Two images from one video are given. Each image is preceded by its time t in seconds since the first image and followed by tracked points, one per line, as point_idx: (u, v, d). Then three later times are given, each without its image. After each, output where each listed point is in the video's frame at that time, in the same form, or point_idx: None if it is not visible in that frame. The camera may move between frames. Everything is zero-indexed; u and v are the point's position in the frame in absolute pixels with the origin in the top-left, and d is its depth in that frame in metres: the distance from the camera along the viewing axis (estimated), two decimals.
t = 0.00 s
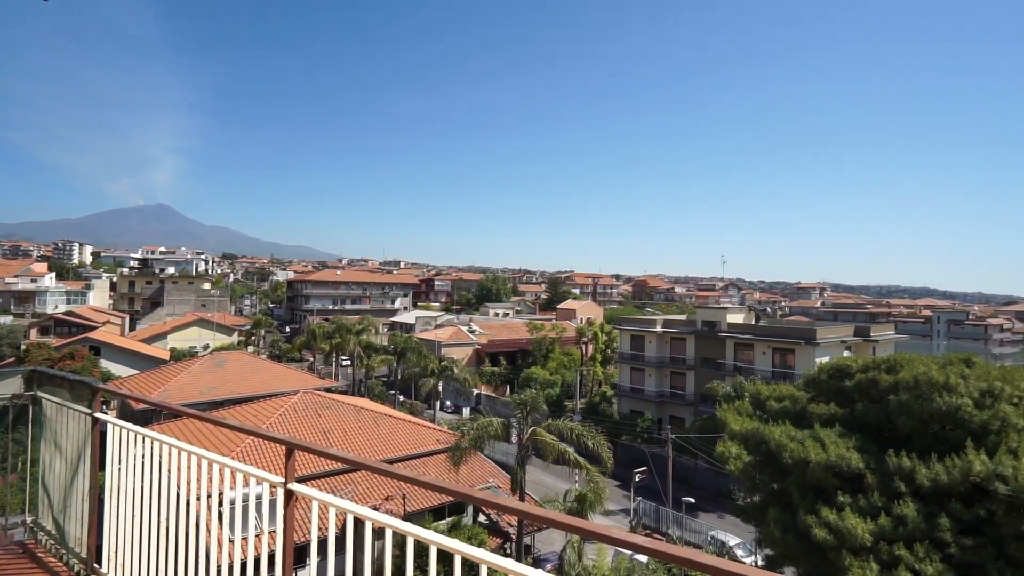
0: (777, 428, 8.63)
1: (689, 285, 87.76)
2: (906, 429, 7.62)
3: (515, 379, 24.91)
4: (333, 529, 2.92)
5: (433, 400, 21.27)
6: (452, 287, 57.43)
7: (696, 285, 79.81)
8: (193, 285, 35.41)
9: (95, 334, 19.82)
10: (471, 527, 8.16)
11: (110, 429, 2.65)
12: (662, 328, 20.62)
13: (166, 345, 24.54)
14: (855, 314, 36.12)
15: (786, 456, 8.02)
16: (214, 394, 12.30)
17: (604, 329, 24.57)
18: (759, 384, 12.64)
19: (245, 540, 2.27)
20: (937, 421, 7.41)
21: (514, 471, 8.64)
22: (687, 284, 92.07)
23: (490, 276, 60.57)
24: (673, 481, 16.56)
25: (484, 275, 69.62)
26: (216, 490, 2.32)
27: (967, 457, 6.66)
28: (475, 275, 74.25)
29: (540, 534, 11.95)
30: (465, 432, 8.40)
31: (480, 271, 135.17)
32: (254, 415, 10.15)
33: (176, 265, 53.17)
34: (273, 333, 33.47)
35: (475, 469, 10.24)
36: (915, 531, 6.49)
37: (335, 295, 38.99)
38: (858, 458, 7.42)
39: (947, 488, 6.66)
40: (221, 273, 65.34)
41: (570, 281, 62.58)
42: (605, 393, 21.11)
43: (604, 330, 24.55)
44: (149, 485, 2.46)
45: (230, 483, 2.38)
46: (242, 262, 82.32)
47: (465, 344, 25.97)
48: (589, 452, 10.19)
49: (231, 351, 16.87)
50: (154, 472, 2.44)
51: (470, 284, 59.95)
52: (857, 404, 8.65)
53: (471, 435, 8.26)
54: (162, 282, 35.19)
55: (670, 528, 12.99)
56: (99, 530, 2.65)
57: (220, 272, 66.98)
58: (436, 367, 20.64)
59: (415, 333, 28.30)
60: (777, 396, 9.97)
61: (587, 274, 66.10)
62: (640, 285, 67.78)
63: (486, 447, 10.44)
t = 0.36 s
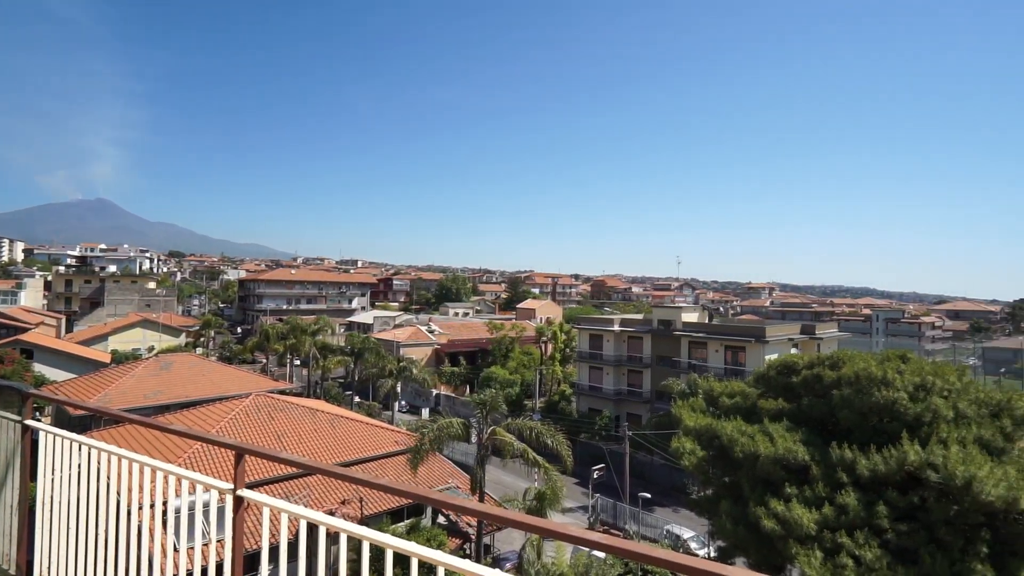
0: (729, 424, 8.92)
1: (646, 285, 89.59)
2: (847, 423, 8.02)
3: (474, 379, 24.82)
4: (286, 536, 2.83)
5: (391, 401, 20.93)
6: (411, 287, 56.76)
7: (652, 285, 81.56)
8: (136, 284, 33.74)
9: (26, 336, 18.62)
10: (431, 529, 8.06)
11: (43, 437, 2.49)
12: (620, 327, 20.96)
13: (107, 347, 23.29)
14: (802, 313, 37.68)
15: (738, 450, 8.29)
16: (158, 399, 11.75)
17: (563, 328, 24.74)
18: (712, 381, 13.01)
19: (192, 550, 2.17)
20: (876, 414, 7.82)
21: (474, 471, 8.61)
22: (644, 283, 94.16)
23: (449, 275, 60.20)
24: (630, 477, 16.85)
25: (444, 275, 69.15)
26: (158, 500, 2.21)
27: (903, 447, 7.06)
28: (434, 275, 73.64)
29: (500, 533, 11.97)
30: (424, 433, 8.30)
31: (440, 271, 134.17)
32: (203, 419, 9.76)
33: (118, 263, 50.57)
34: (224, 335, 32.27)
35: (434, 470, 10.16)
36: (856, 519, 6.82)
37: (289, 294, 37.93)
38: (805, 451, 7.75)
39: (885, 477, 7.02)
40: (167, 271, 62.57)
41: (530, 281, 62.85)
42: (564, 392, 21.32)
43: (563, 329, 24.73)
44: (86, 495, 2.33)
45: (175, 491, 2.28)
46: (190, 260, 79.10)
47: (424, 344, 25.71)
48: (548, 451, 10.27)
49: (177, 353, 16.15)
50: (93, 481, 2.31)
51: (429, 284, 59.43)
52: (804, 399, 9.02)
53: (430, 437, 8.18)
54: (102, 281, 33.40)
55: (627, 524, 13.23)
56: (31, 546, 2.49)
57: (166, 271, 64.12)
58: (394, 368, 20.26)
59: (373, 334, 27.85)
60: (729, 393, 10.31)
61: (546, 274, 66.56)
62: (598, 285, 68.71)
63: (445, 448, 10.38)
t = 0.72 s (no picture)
0: (684, 420, 9.16)
1: (604, 285, 90.90)
2: (795, 418, 8.36)
3: (434, 380, 24.63)
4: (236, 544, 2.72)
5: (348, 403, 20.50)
6: (368, 286, 55.83)
7: (611, 286, 82.85)
8: (75, 284, 31.93)
9: None
10: (390, 532, 7.94)
11: None
12: (579, 326, 21.18)
13: (42, 350, 21.96)
14: (753, 312, 39.02)
15: (692, 446, 8.52)
16: (98, 404, 11.15)
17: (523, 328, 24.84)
18: (668, 378, 13.33)
19: (134, 563, 2.07)
20: (822, 408, 8.18)
21: (433, 473, 8.55)
22: (603, 283, 95.65)
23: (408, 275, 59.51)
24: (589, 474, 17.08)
25: (403, 275, 68.34)
26: (95, 512, 2.09)
27: (845, 440, 7.41)
28: (393, 275, 72.67)
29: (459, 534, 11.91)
30: (383, 436, 8.18)
31: (399, 271, 132.50)
32: (148, 425, 9.33)
33: (53, 262, 47.74)
34: (170, 336, 30.93)
35: (392, 472, 10.03)
36: (803, 510, 7.11)
37: (241, 294, 36.68)
38: (755, 445, 8.03)
39: (830, 469, 7.35)
40: (109, 270, 59.46)
41: (490, 281, 62.82)
42: (524, 391, 21.41)
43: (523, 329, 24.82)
44: (16, 508, 2.19)
45: (113, 502, 2.14)
46: (134, 258, 75.41)
47: (382, 344, 25.33)
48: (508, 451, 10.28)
49: (119, 356, 15.37)
50: (24, 491, 2.18)
51: (387, 284, 58.61)
52: (754, 395, 9.34)
53: (389, 439, 8.05)
54: (36, 280, 31.47)
55: (586, 521, 13.38)
56: None
57: (107, 270, 60.93)
58: (351, 369, 19.88)
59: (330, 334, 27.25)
60: (684, 390, 10.57)
61: (507, 274, 66.68)
62: (558, 285, 69.27)
63: (404, 449, 10.27)
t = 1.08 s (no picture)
0: (641, 418, 9.33)
1: (564, 284, 91.78)
2: (746, 413, 8.64)
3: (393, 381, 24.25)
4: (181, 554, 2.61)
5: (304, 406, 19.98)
6: (325, 286, 54.58)
7: (571, 285, 83.66)
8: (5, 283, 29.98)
9: None
10: (347, 537, 7.79)
11: None
12: (539, 326, 21.31)
13: None
14: (707, 311, 40.16)
15: (649, 442, 8.69)
16: (32, 411, 10.50)
17: (484, 327, 24.78)
18: (626, 377, 13.56)
19: None
20: (771, 404, 8.49)
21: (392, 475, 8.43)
22: (563, 283, 96.34)
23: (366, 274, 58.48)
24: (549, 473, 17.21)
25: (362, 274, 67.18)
26: (27, 525, 1.98)
27: (793, 434, 7.71)
28: (351, 274, 71.31)
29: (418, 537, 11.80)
30: (339, 438, 8.00)
31: (357, 270, 130.13)
32: (87, 432, 8.84)
33: None
34: (112, 338, 29.43)
35: (350, 475, 9.84)
36: (754, 502, 7.37)
37: (190, 294, 35.25)
38: (709, 440, 8.27)
39: (778, 462, 7.63)
40: (44, 269, 56.08)
41: (451, 281, 62.44)
42: (484, 391, 21.37)
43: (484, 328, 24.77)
44: None
45: (46, 515, 2.01)
46: (72, 256, 71.40)
47: (339, 345, 24.81)
48: (468, 451, 10.24)
49: (55, 360, 14.51)
50: None
51: (345, 284, 57.47)
52: (708, 392, 9.60)
53: (346, 442, 7.88)
54: None
55: (545, 519, 13.47)
56: None
57: (42, 268, 57.44)
58: (306, 371, 19.33)
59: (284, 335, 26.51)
60: (641, 387, 10.76)
61: (467, 274, 66.44)
62: (518, 284, 69.45)
63: (362, 452, 10.09)
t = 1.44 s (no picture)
0: (600, 416, 9.45)
1: (525, 284, 92.15)
2: (701, 409, 8.88)
3: (351, 382, 23.81)
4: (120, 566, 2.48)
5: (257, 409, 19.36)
6: (279, 286, 53.09)
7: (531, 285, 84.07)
8: None
9: None
10: (303, 542, 7.60)
11: None
12: (500, 325, 21.32)
13: None
14: (664, 310, 41.12)
15: (608, 440, 8.82)
16: None
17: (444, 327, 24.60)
18: (585, 375, 13.71)
19: None
20: (724, 400, 8.75)
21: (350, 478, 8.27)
22: (524, 283, 96.60)
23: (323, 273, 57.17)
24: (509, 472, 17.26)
25: (319, 273, 65.67)
26: None
27: (745, 429, 7.97)
28: (306, 273, 69.57)
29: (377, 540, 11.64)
30: (295, 442, 7.79)
31: (314, 269, 127.14)
32: (20, 440, 8.33)
33: None
34: (49, 340, 27.82)
35: (305, 480, 9.59)
36: (708, 496, 7.58)
37: (135, 294, 33.66)
38: (666, 437, 8.47)
39: (732, 456, 7.87)
40: None
41: (411, 281, 61.77)
42: (445, 391, 21.23)
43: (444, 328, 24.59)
44: None
45: None
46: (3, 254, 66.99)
47: (295, 346, 24.18)
48: (428, 452, 10.15)
49: None
50: None
51: (300, 283, 56.04)
52: (665, 389, 9.81)
53: (302, 445, 7.68)
54: None
55: (506, 518, 13.48)
56: None
57: None
58: (260, 373, 18.68)
59: (237, 337, 25.65)
60: (601, 386, 10.91)
61: (427, 274, 65.87)
62: (479, 284, 69.28)
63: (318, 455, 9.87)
